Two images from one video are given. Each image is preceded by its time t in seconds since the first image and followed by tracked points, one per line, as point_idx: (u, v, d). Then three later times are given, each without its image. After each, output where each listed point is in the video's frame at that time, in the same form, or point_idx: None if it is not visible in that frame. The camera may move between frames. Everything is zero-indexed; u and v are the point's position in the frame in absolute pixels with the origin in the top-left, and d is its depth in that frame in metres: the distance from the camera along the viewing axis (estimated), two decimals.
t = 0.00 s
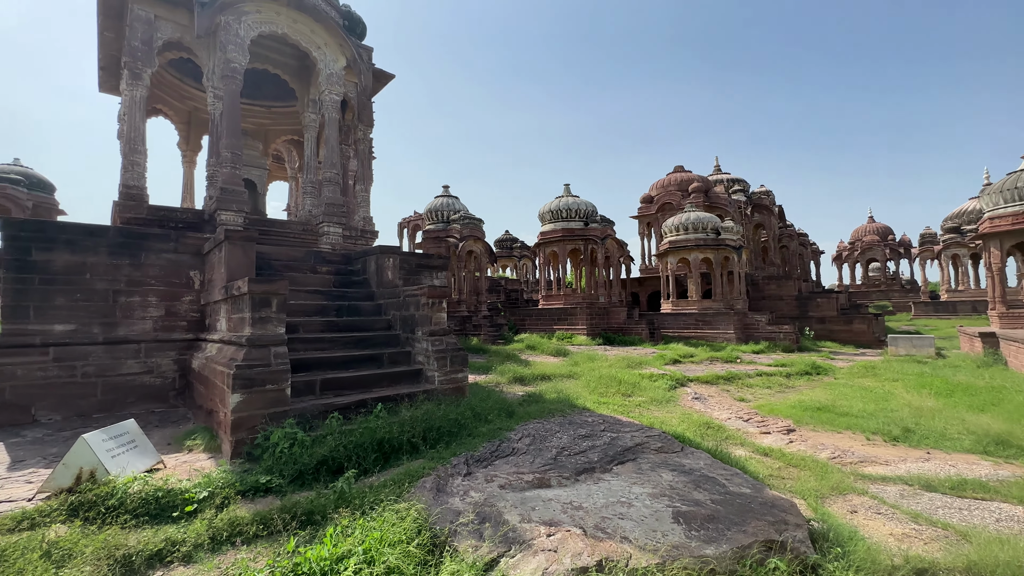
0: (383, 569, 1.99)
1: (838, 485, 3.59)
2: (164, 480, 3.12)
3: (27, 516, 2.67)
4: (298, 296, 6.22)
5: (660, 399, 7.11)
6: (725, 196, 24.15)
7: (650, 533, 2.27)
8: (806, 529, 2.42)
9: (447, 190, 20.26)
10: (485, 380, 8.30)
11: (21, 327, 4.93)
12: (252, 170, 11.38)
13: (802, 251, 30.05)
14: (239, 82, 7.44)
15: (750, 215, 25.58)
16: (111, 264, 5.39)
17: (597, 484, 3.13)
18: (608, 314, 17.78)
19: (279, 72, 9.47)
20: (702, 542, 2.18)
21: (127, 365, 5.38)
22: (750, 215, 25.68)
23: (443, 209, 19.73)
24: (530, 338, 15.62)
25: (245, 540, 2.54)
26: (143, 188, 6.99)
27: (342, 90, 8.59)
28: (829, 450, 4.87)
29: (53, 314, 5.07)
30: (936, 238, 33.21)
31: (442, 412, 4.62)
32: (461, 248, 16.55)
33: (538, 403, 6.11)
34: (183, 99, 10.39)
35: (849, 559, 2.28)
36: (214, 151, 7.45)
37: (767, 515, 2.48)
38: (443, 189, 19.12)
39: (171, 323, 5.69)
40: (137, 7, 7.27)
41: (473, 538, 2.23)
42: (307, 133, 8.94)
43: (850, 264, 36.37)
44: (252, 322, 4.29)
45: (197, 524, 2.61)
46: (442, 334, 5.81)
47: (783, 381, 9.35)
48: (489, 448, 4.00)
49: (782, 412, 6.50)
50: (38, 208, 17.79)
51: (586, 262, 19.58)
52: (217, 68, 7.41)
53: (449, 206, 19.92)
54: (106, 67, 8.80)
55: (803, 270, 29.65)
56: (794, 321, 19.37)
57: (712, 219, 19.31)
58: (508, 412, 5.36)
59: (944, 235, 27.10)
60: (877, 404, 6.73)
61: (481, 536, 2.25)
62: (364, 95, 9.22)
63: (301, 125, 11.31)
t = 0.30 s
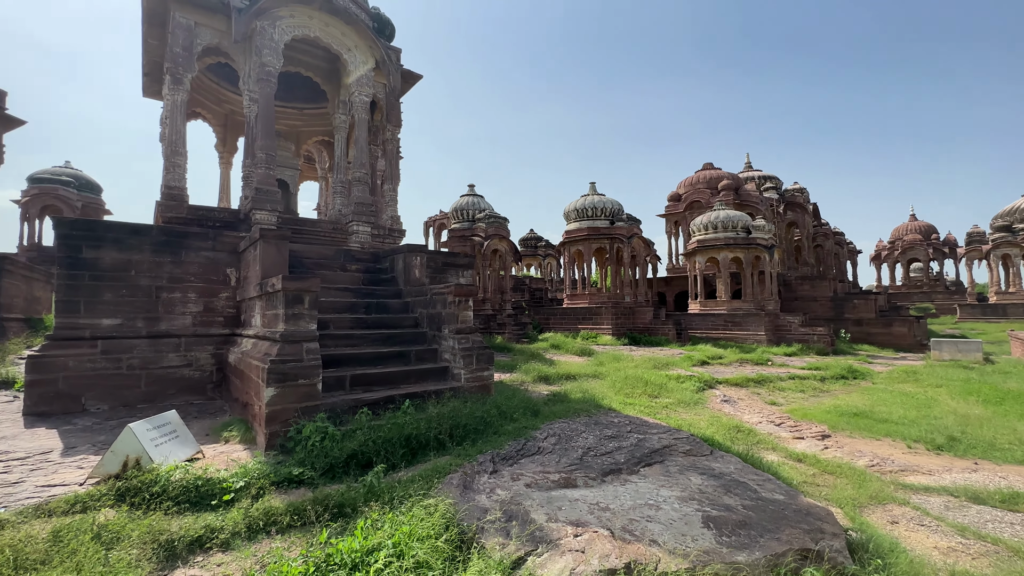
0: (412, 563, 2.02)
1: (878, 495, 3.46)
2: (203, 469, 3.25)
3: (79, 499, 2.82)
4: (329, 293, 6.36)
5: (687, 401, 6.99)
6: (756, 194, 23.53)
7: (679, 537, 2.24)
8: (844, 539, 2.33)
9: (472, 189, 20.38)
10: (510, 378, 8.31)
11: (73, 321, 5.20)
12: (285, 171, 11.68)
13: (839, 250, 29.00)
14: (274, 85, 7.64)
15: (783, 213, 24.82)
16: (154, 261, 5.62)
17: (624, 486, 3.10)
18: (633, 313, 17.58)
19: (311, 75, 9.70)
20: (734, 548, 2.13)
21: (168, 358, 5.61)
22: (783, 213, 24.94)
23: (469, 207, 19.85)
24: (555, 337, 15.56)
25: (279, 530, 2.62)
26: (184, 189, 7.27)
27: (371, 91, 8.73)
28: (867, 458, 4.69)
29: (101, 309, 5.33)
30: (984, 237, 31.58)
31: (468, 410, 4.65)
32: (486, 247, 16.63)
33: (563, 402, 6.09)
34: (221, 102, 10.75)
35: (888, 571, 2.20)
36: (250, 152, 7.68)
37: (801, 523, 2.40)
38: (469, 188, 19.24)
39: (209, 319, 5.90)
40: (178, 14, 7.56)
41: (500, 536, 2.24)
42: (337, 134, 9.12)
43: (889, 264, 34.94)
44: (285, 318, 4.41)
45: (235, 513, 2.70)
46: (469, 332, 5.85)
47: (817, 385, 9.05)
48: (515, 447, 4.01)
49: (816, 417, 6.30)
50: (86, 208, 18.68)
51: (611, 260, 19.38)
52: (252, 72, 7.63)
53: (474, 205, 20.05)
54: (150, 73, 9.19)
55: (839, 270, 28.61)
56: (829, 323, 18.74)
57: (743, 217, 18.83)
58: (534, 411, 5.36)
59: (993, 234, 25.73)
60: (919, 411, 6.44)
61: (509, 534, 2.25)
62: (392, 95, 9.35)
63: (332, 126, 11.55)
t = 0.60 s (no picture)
0: (439, 559, 2.04)
1: (919, 505, 3.32)
2: (239, 461, 3.36)
3: (124, 486, 2.96)
4: (357, 291, 6.48)
5: (715, 404, 6.85)
6: (789, 191, 22.87)
7: (709, 542, 2.20)
8: (883, 550, 2.24)
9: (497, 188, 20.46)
10: (534, 377, 8.30)
11: (117, 316, 5.44)
12: (315, 171, 11.96)
13: (876, 249, 27.92)
14: (305, 88, 7.82)
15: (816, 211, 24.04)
16: (192, 259, 5.83)
17: (651, 488, 3.06)
18: (659, 313, 17.33)
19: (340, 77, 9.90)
20: (766, 556, 2.08)
21: (205, 353, 5.81)
22: (817, 211, 24.13)
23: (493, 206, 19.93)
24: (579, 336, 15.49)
25: (310, 522, 2.68)
26: (220, 189, 7.52)
27: (398, 92, 8.83)
28: (907, 466, 4.50)
29: (143, 304, 5.57)
30: None
31: (493, 408, 4.67)
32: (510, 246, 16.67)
33: (588, 402, 6.05)
34: (254, 105, 11.06)
35: None
36: (282, 153, 7.89)
37: (838, 531, 2.33)
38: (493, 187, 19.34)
39: (243, 315, 6.09)
40: (215, 21, 7.81)
41: (526, 535, 2.24)
42: (365, 135, 9.26)
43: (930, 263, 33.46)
44: (316, 315, 4.51)
45: (268, 503, 2.78)
46: (494, 330, 5.87)
47: (853, 390, 8.73)
48: (540, 446, 4.01)
49: (851, 422, 6.09)
50: (129, 208, 19.52)
51: (637, 260, 19.14)
52: (285, 75, 7.83)
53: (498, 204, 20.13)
54: (189, 78, 9.53)
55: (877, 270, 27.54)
56: (866, 325, 18.07)
57: (775, 215, 18.32)
58: (558, 410, 5.34)
59: None
60: (964, 418, 6.15)
61: (535, 533, 2.26)
62: (419, 96, 9.45)
63: (360, 127, 11.75)
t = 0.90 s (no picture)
0: (467, 556, 2.05)
1: (968, 517, 3.15)
2: (273, 455, 3.45)
3: (167, 476, 3.09)
4: (386, 290, 6.58)
5: (746, 407, 6.68)
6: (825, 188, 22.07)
7: (741, 549, 2.14)
8: (929, 563, 2.14)
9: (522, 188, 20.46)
10: (560, 377, 8.27)
11: (160, 313, 5.68)
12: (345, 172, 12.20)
13: (920, 248, 26.69)
14: (336, 91, 7.97)
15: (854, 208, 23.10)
16: (229, 259, 6.04)
17: (681, 492, 3.00)
18: (687, 314, 17.00)
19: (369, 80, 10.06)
20: (802, 565, 2.02)
21: (241, 349, 6.01)
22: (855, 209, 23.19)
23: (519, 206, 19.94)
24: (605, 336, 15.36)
25: (342, 516, 2.74)
26: (255, 191, 7.76)
27: (425, 93, 8.92)
28: (953, 476, 4.28)
29: (184, 302, 5.79)
30: None
31: (520, 407, 4.67)
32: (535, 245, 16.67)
33: (615, 403, 5.99)
34: (287, 109, 11.37)
35: None
36: (314, 156, 8.08)
37: (879, 543, 2.23)
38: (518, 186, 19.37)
39: (277, 313, 6.27)
40: (251, 28, 8.06)
41: (554, 535, 2.24)
42: (393, 136, 9.39)
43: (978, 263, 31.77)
44: (346, 314, 4.60)
45: (301, 497, 2.85)
46: (520, 329, 5.87)
47: (894, 395, 8.37)
48: (566, 446, 3.99)
49: (891, 428, 5.84)
50: (170, 210, 20.34)
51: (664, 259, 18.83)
52: (316, 79, 8.01)
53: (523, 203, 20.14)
54: (226, 84, 9.87)
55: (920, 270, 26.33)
56: (908, 327, 17.31)
57: (810, 212, 17.72)
58: (584, 410, 5.30)
59: None
60: (1016, 427, 5.82)
61: (564, 534, 2.24)
62: (446, 97, 9.52)
63: (388, 128, 11.92)
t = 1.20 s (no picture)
0: (494, 556, 2.06)
1: (1018, 530, 2.99)
2: (304, 451, 3.53)
3: (204, 470, 3.20)
4: (411, 290, 6.66)
5: (776, 410, 6.51)
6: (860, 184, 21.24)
7: (774, 557, 2.09)
8: None
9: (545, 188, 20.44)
10: (584, 378, 8.21)
11: (197, 312, 5.89)
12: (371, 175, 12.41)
13: (963, 246, 25.48)
14: (362, 95, 8.11)
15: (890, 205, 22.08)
16: (261, 259, 6.21)
17: (709, 496, 2.95)
18: (714, 315, 16.65)
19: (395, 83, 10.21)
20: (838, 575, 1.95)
21: (272, 348, 6.18)
22: (891, 205, 22.16)
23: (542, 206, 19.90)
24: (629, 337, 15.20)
25: (370, 512, 2.78)
26: (285, 194, 7.97)
27: (449, 95, 8.99)
28: (1000, 486, 4.08)
29: (219, 302, 5.98)
30: None
31: (545, 408, 4.66)
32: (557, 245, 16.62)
33: (641, 405, 5.92)
34: (315, 113, 11.62)
35: None
36: (341, 158, 8.24)
37: (921, 554, 2.15)
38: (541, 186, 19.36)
39: (306, 313, 6.42)
40: (281, 35, 8.27)
41: (580, 537, 2.23)
42: (418, 138, 9.49)
43: None
44: (373, 314, 4.68)
45: (331, 492, 2.92)
46: (544, 329, 5.85)
47: (936, 400, 8.01)
48: (591, 447, 3.96)
49: (933, 435, 5.60)
50: (205, 213, 21.05)
51: (690, 259, 18.50)
52: (344, 84, 8.16)
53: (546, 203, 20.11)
54: (257, 90, 10.16)
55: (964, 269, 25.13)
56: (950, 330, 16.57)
57: (843, 210, 17.14)
58: (610, 412, 5.26)
59: None
60: None
61: (591, 536, 2.23)
62: (470, 98, 9.58)
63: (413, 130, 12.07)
